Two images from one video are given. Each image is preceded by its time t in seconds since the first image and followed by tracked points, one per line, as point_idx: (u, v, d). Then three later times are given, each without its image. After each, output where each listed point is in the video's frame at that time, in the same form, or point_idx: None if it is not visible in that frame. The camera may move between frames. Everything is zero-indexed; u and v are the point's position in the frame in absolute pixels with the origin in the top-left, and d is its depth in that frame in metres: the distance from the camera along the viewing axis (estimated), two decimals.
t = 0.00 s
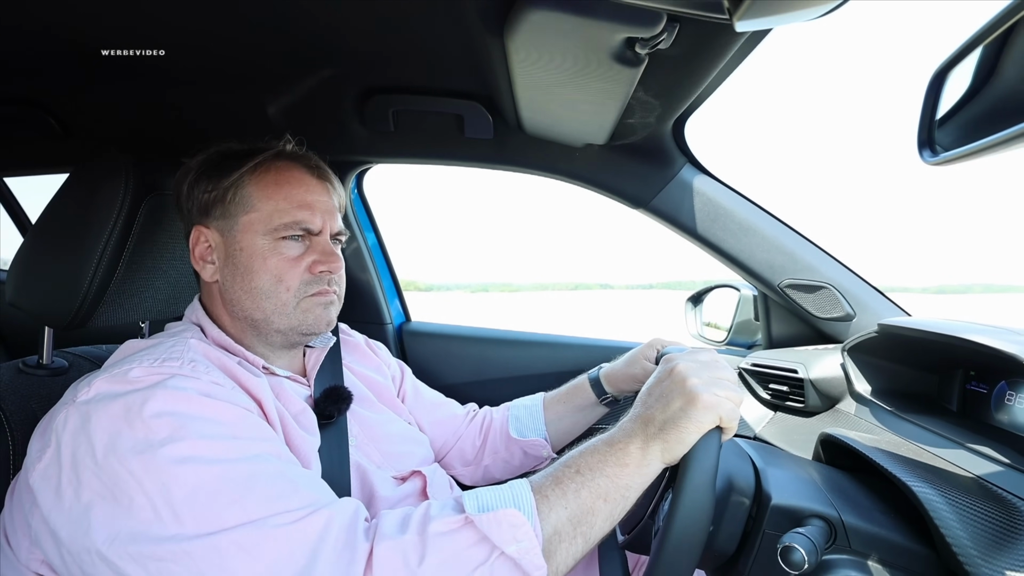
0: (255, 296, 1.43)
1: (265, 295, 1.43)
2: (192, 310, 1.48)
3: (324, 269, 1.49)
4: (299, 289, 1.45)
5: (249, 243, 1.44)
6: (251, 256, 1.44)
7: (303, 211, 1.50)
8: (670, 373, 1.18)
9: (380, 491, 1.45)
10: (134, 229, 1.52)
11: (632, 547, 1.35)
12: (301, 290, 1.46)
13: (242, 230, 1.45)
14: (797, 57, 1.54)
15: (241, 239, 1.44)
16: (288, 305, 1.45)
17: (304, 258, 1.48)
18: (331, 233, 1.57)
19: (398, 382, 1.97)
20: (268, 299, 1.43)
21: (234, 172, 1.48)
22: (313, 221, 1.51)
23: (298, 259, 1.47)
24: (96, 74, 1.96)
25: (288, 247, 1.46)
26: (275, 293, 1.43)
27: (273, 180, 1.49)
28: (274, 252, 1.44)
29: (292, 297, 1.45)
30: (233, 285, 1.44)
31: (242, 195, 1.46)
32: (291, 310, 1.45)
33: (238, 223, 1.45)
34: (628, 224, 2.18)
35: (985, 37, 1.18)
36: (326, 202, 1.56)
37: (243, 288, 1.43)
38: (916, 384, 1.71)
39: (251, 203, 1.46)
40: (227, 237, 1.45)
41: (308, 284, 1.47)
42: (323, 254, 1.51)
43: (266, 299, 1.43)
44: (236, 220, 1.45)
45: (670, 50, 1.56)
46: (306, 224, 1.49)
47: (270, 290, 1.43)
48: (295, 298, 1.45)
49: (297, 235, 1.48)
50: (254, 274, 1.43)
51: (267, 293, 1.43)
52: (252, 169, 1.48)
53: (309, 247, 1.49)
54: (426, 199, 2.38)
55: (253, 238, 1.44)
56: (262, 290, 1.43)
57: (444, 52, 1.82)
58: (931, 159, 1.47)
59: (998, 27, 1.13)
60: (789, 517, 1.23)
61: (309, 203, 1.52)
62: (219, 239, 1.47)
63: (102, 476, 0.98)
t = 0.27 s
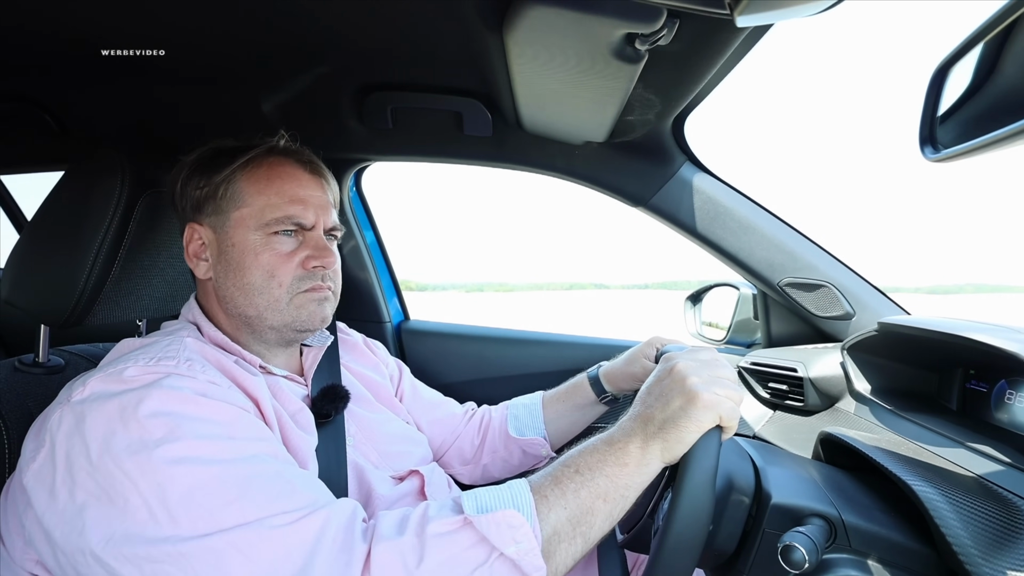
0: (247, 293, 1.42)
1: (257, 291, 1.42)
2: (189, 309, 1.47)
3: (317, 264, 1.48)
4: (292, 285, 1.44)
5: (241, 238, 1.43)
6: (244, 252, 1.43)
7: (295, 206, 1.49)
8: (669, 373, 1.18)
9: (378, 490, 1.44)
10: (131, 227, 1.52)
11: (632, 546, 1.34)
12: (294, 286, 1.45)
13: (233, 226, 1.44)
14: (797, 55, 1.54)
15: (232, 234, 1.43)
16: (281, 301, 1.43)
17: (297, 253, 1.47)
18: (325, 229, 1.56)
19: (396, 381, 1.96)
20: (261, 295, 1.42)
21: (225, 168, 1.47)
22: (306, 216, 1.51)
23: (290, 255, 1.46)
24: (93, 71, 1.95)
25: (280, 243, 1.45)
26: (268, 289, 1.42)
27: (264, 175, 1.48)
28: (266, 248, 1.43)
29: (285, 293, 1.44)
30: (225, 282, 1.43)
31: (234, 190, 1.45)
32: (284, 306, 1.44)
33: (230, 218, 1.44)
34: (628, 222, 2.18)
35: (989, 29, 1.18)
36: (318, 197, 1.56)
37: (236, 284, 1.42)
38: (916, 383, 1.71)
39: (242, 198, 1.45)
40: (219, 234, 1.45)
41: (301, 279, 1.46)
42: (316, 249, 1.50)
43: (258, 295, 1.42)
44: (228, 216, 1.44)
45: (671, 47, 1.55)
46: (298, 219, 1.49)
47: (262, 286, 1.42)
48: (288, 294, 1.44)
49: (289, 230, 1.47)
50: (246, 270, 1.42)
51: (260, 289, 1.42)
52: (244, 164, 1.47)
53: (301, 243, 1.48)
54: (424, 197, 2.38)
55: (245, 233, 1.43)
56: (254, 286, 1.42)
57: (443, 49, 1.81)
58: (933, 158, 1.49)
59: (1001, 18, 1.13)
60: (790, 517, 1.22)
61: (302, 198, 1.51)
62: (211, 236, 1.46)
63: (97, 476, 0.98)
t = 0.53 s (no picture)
0: (243, 294, 1.43)
1: (253, 293, 1.43)
2: (184, 308, 1.48)
3: (313, 267, 1.49)
4: (288, 287, 1.45)
5: (238, 240, 1.44)
6: (240, 254, 1.43)
7: (293, 209, 1.50)
8: (661, 372, 1.18)
9: (373, 489, 1.45)
10: (126, 227, 1.52)
11: (625, 543, 1.34)
12: (290, 288, 1.46)
13: (230, 228, 1.44)
14: (790, 54, 1.54)
15: (230, 236, 1.44)
16: (277, 303, 1.44)
17: (293, 256, 1.48)
18: (322, 231, 1.56)
19: (392, 380, 1.97)
20: (257, 297, 1.43)
21: (223, 169, 1.47)
22: (303, 218, 1.51)
23: (287, 257, 1.46)
24: (88, 71, 1.96)
25: (276, 245, 1.46)
26: (264, 291, 1.43)
27: (262, 177, 1.48)
28: (262, 250, 1.44)
29: (281, 295, 1.45)
30: (222, 283, 1.43)
31: (231, 192, 1.45)
32: (280, 308, 1.45)
33: (227, 220, 1.45)
34: (623, 222, 2.18)
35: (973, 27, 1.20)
36: (316, 199, 1.56)
37: (232, 285, 1.43)
38: (909, 381, 1.71)
39: (239, 200, 1.45)
40: (216, 235, 1.45)
41: (297, 282, 1.47)
42: (313, 252, 1.51)
43: (254, 296, 1.43)
44: (225, 217, 1.45)
45: (663, 46, 1.56)
46: (296, 221, 1.49)
47: (258, 288, 1.43)
48: (284, 296, 1.45)
49: (286, 232, 1.48)
50: (242, 272, 1.43)
51: (256, 291, 1.43)
52: (242, 166, 1.48)
53: (298, 245, 1.49)
54: (421, 196, 2.38)
55: (242, 235, 1.44)
56: (250, 288, 1.43)
57: (438, 49, 1.82)
58: (921, 155, 1.49)
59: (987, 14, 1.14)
60: (781, 514, 1.23)
61: (299, 201, 1.52)
62: (208, 237, 1.47)
63: (91, 475, 0.98)
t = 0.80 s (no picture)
0: (243, 292, 1.41)
1: (253, 291, 1.41)
2: (181, 307, 1.46)
3: (314, 265, 1.48)
4: (288, 285, 1.44)
5: (239, 238, 1.42)
6: (241, 251, 1.42)
7: (294, 207, 1.49)
8: (663, 370, 1.17)
9: (371, 489, 1.44)
10: (122, 225, 1.51)
11: (626, 543, 1.33)
12: (290, 287, 1.44)
13: (231, 225, 1.43)
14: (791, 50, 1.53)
15: (230, 233, 1.43)
16: (277, 301, 1.43)
17: (294, 254, 1.46)
18: (323, 230, 1.55)
19: (391, 380, 1.96)
20: (257, 295, 1.42)
21: (224, 167, 1.46)
22: (304, 217, 1.50)
23: (287, 255, 1.45)
24: (83, 69, 1.94)
25: (277, 243, 1.45)
26: (264, 289, 1.42)
27: (264, 175, 1.47)
28: (263, 248, 1.43)
29: (281, 294, 1.43)
30: (221, 281, 1.42)
31: (233, 189, 1.44)
32: (280, 307, 1.43)
33: (228, 217, 1.43)
34: (622, 220, 2.17)
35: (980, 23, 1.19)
36: (317, 198, 1.55)
37: (232, 283, 1.41)
38: (909, 379, 1.71)
39: (240, 198, 1.44)
40: (216, 232, 1.44)
41: (298, 280, 1.45)
42: (314, 250, 1.49)
43: (254, 294, 1.42)
44: (226, 215, 1.44)
45: (663, 42, 1.55)
46: (297, 220, 1.48)
47: (258, 286, 1.42)
48: (284, 294, 1.44)
49: (287, 230, 1.47)
50: (243, 269, 1.41)
51: (256, 289, 1.41)
52: (244, 164, 1.47)
53: (299, 244, 1.48)
54: (419, 195, 2.37)
55: (242, 233, 1.43)
56: (250, 286, 1.41)
57: (436, 46, 1.81)
58: (925, 151, 1.50)
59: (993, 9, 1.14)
60: (782, 513, 1.22)
61: (301, 199, 1.50)
62: (208, 235, 1.46)
63: (87, 476, 0.97)
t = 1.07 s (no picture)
0: (242, 292, 1.40)
1: (251, 291, 1.40)
2: (179, 306, 1.45)
3: (314, 267, 1.47)
4: (287, 286, 1.43)
5: (239, 237, 1.41)
6: (240, 251, 1.41)
7: (296, 207, 1.47)
8: (660, 368, 1.16)
9: (370, 488, 1.43)
10: (118, 222, 1.50)
11: (625, 541, 1.33)
12: (289, 288, 1.43)
13: (231, 224, 1.42)
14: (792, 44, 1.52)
15: (230, 233, 1.41)
16: (276, 302, 1.42)
17: (295, 255, 1.45)
18: (324, 230, 1.54)
19: (389, 378, 1.94)
20: (255, 296, 1.41)
21: (227, 165, 1.45)
22: (305, 217, 1.48)
23: (288, 256, 1.44)
24: (78, 65, 1.93)
25: (277, 243, 1.43)
26: (263, 290, 1.41)
27: (266, 175, 1.46)
28: (263, 248, 1.41)
29: (280, 294, 1.42)
30: (221, 280, 1.41)
31: (234, 189, 1.43)
32: (278, 308, 1.43)
33: (228, 216, 1.42)
34: (621, 217, 2.16)
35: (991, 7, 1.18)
36: (319, 198, 1.54)
37: (231, 283, 1.40)
38: (910, 375, 1.70)
39: (241, 197, 1.43)
40: (217, 231, 1.43)
41: (297, 281, 1.44)
42: (314, 251, 1.48)
43: (253, 295, 1.41)
44: (226, 214, 1.42)
45: (662, 35, 1.54)
46: (298, 220, 1.47)
47: (257, 286, 1.41)
48: (283, 295, 1.43)
49: (288, 231, 1.45)
50: (242, 269, 1.40)
51: (255, 290, 1.40)
52: (245, 163, 1.45)
53: (300, 244, 1.47)
54: (417, 192, 2.36)
55: (243, 233, 1.41)
56: (249, 286, 1.40)
57: (433, 41, 1.79)
58: (927, 143, 1.50)
59: None
60: (783, 510, 1.21)
61: (302, 200, 1.49)
62: (209, 233, 1.45)
63: (82, 476, 0.96)
